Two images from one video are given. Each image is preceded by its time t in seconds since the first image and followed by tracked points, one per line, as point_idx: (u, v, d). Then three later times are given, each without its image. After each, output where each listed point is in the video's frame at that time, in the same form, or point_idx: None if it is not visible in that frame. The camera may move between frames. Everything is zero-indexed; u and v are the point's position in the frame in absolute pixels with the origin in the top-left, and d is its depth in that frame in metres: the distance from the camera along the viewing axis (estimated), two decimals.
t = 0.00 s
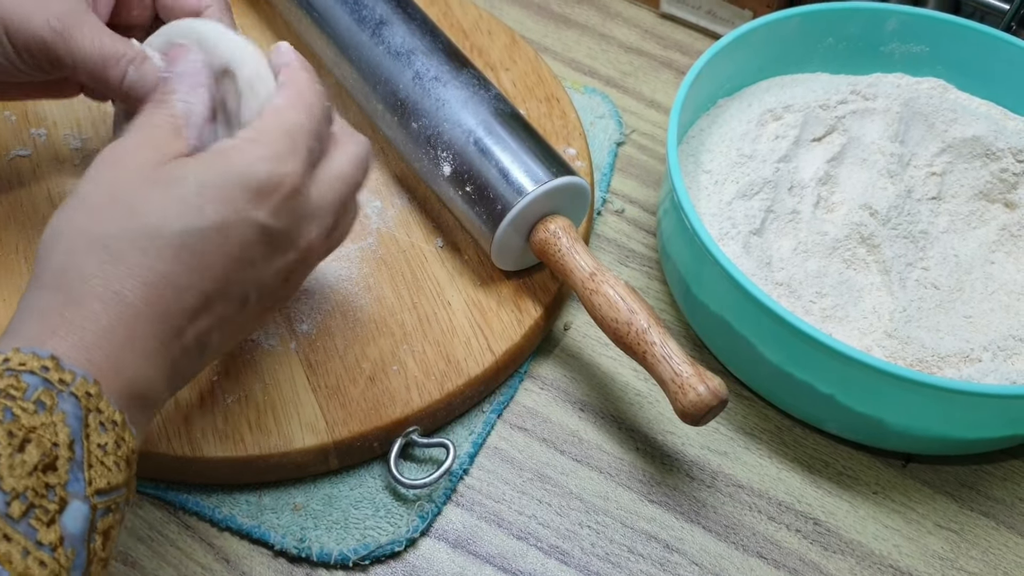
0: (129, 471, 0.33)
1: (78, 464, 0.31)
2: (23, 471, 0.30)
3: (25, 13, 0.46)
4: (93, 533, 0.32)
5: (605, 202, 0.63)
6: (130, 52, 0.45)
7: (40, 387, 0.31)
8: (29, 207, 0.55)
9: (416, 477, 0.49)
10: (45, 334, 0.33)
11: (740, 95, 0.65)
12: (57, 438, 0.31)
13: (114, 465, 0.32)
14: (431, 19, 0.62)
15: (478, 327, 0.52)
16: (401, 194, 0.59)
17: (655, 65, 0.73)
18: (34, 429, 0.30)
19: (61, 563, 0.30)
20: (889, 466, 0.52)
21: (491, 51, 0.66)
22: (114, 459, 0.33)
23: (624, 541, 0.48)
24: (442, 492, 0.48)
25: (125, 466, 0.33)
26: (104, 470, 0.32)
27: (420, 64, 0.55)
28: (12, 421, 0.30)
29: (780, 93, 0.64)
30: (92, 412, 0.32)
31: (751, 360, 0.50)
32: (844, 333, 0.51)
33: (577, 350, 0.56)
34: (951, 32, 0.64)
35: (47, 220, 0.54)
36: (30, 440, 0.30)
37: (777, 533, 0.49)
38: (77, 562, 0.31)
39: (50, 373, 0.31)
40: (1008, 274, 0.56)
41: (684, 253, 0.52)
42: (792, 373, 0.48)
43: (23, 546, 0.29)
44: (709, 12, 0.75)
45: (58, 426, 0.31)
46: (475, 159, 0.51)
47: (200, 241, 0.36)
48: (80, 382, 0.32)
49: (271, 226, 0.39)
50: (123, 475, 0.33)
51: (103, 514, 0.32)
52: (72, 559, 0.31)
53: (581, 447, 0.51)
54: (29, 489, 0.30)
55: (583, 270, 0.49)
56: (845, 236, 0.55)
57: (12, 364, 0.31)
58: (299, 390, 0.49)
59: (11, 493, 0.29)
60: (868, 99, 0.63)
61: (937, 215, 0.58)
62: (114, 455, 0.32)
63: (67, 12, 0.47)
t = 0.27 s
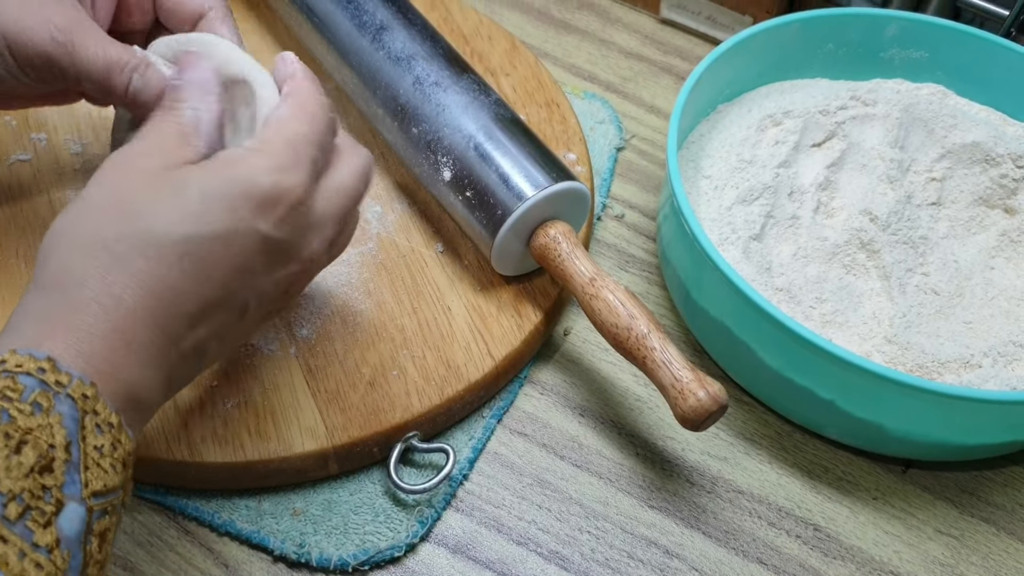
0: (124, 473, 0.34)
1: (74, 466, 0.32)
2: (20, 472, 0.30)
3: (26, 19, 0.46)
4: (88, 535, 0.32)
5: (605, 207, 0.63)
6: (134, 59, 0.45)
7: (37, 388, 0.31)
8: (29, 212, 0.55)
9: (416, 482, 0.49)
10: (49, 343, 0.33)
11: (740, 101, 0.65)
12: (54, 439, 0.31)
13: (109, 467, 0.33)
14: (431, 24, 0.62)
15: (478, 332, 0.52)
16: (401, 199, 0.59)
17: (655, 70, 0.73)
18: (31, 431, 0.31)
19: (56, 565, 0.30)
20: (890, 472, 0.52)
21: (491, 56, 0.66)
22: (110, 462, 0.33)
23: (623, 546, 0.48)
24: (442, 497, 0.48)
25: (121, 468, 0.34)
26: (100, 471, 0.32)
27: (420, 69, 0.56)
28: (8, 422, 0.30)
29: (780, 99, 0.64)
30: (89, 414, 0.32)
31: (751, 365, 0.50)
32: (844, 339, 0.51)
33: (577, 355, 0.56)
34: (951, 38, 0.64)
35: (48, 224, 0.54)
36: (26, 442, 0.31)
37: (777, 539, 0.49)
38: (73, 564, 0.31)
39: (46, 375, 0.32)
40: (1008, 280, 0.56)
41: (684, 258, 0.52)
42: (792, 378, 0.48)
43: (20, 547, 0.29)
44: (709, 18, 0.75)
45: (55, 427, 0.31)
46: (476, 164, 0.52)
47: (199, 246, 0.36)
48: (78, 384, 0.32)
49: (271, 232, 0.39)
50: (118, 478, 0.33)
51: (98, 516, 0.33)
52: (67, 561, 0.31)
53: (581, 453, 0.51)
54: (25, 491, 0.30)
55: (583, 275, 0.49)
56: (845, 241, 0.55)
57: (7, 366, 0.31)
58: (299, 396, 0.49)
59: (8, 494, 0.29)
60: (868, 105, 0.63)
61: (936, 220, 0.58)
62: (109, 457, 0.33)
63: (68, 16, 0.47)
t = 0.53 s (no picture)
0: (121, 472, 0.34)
1: (69, 466, 0.32)
2: (13, 472, 0.30)
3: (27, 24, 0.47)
4: (85, 535, 0.32)
5: (605, 212, 0.63)
6: (134, 61, 0.46)
7: (30, 389, 0.31)
8: (29, 216, 0.55)
9: (415, 487, 0.49)
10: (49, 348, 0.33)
11: (740, 106, 0.65)
12: (48, 439, 0.31)
13: (105, 467, 0.33)
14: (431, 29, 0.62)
15: (478, 337, 0.52)
16: (401, 204, 0.59)
17: (655, 76, 0.73)
18: (24, 432, 0.31)
19: (54, 564, 0.30)
20: (890, 477, 0.52)
21: (491, 62, 0.66)
22: (105, 460, 0.33)
23: (623, 552, 0.48)
24: (442, 502, 0.48)
25: (117, 467, 0.33)
26: (95, 471, 0.32)
27: (421, 75, 0.56)
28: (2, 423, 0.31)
29: (780, 104, 0.64)
30: (84, 414, 0.32)
31: (751, 371, 0.50)
32: (844, 344, 0.51)
33: (577, 360, 0.56)
34: (951, 44, 0.64)
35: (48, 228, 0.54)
36: (20, 443, 0.31)
37: (777, 545, 0.49)
38: (70, 563, 0.31)
39: (40, 375, 0.32)
40: (1008, 285, 0.56)
41: (684, 263, 0.52)
42: (792, 384, 0.48)
43: (16, 547, 0.29)
44: (709, 23, 0.75)
45: (48, 428, 0.31)
46: (476, 169, 0.52)
47: (199, 252, 0.36)
48: (71, 384, 0.32)
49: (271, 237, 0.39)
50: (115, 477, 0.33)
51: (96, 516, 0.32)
52: (64, 561, 0.31)
53: (581, 458, 0.51)
54: (19, 492, 0.30)
55: (582, 280, 0.49)
56: (845, 247, 0.55)
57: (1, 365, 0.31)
58: (299, 401, 0.49)
59: (3, 495, 0.30)
60: (868, 110, 0.64)
61: (936, 226, 0.58)
62: (104, 457, 0.33)
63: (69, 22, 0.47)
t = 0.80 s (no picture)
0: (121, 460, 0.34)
1: (69, 452, 0.32)
2: (12, 458, 0.30)
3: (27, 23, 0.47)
4: (86, 522, 0.32)
5: (605, 213, 0.63)
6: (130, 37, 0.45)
7: (27, 375, 0.31)
8: (29, 216, 0.55)
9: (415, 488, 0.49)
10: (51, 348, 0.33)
11: (740, 107, 0.65)
12: (46, 425, 0.31)
13: (105, 453, 0.33)
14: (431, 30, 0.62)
15: (478, 338, 0.52)
16: (401, 204, 0.59)
17: (655, 76, 0.73)
18: (22, 418, 0.31)
19: (55, 550, 0.30)
20: (890, 478, 0.52)
21: (491, 62, 0.66)
22: (105, 447, 0.33)
23: (623, 552, 0.48)
24: (442, 503, 0.48)
25: (117, 454, 0.33)
26: (95, 457, 0.32)
27: (421, 75, 0.56)
28: None
29: (780, 105, 0.64)
30: (82, 400, 0.32)
31: (751, 372, 0.50)
32: (844, 345, 0.51)
33: (577, 361, 0.56)
34: (951, 45, 0.64)
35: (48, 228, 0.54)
36: (17, 429, 0.31)
37: (777, 546, 0.49)
38: (72, 549, 0.31)
39: (36, 362, 0.32)
40: (1008, 286, 0.56)
41: (684, 264, 0.52)
42: (792, 384, 0.48)
43: (17, 533, 0.29)
44: (709, 24, 0.75)
45: (47, 413, 0.31)
46: (476, 170, 0.52)
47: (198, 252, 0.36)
48: (68, 370, 0.32)
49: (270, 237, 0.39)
50: (115, 465, 0.33)
51: (96, 504, 0.32)
52: (66, 547, 0.31)
53: (581, 459, 0.51)
54: (19, 477, 0.30)
55: (582, 281, 0.49)
56: (845, 247, 0.55)
57: None
58: (299, 402, 0.49)
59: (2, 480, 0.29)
60: (868, 111, 0.64)
61: (936, 227, 0.58)
62: (104, 443, 0.33)
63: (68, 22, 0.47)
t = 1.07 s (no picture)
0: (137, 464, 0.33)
1: (83, 457, 0.31)
2: (25, 463, 0.30)
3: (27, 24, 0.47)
4: (100, 527, 0.32)
5: (605, 213, 0.63)
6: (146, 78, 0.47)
7: (40, 379, 0.31)
8: (29, 216, 0.55)
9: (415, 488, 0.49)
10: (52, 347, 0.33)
11: (740, 107, 0.65)
12: (60, 431, 0.31)
13: (120, 458, 0.32)
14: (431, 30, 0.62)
15: (478, 338, 0.52)
16: (402, 205, 0.59)
17: (655, 77, 0.73)
18: (35, 422, 0.30)
19: (69, 557, 0.30)
20: (890, 478, 0.52)
21: (491, 62, 0.66)
22: (120, 451, 0.32)
23: (623, 553, 0.48)
24: (442, 503, 0.48)
25: (133, 458, 0.33)
26: (109, 463, 0.32)
27: (421, 75, 0.56)
28: (12, 415, 0.30)
29: (780, 105, 0.64)
30: (97, 404, 0.32)
31: (751, 371, 0.50)
32: (844, 345, 0.51)
33: (577, 361, 0.56)
34: (951, 45, 0.64)
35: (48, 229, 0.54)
36: (30, 433, 0.30)
37: (777, 546, 0.49)
38: (87, 556, 0.31)
39: (50, 366, 0.31)
40: (1008, 286, 0.56)
41: (684, 264, 0.52)
42: (792, 384, 0.48)
43: (29, 540, 0.29)
44: (709, 24, 0.75)
45: (60, 418, 0.31)
46: (476, 170, 0.52)
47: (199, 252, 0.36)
48: (82, 373, 0.32)
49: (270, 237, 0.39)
50: (129, 467, 0.33)
51: (109, 509, 0.32)
52: (80, 553, 0.31)
53: (581, 459, 0.51)
54: (31, 483, 0.30)
55: (582, 281, 0.49)
56: (845, 247, 0.55)
57: (11, 358, 0.31)
58: (299, 402, 0.49)
59: (14, 487, 0.29)
60: (868, 111, 0.64)
61: (936, 227, 0.58)
62: (119, 447, 0.32)
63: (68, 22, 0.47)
